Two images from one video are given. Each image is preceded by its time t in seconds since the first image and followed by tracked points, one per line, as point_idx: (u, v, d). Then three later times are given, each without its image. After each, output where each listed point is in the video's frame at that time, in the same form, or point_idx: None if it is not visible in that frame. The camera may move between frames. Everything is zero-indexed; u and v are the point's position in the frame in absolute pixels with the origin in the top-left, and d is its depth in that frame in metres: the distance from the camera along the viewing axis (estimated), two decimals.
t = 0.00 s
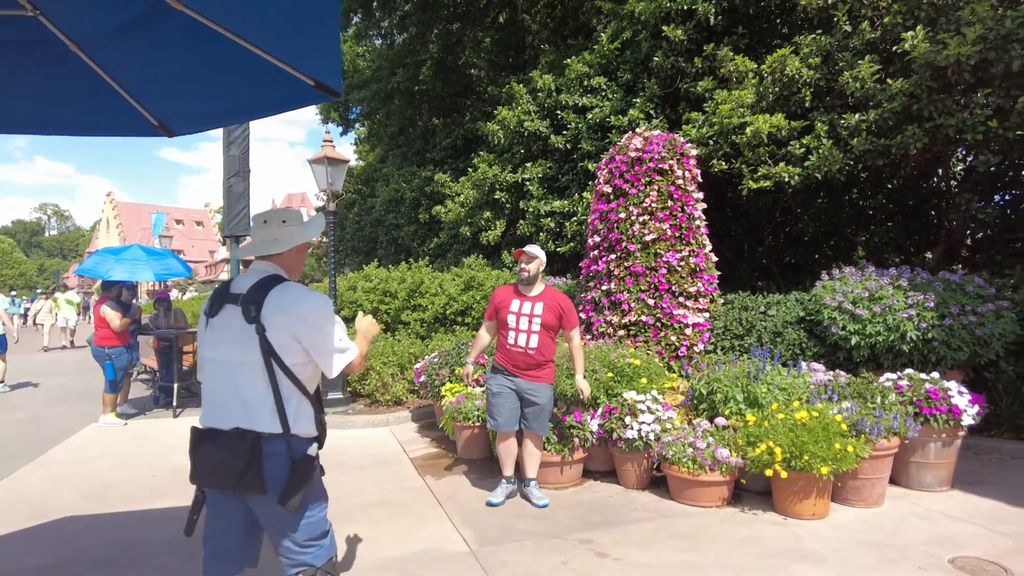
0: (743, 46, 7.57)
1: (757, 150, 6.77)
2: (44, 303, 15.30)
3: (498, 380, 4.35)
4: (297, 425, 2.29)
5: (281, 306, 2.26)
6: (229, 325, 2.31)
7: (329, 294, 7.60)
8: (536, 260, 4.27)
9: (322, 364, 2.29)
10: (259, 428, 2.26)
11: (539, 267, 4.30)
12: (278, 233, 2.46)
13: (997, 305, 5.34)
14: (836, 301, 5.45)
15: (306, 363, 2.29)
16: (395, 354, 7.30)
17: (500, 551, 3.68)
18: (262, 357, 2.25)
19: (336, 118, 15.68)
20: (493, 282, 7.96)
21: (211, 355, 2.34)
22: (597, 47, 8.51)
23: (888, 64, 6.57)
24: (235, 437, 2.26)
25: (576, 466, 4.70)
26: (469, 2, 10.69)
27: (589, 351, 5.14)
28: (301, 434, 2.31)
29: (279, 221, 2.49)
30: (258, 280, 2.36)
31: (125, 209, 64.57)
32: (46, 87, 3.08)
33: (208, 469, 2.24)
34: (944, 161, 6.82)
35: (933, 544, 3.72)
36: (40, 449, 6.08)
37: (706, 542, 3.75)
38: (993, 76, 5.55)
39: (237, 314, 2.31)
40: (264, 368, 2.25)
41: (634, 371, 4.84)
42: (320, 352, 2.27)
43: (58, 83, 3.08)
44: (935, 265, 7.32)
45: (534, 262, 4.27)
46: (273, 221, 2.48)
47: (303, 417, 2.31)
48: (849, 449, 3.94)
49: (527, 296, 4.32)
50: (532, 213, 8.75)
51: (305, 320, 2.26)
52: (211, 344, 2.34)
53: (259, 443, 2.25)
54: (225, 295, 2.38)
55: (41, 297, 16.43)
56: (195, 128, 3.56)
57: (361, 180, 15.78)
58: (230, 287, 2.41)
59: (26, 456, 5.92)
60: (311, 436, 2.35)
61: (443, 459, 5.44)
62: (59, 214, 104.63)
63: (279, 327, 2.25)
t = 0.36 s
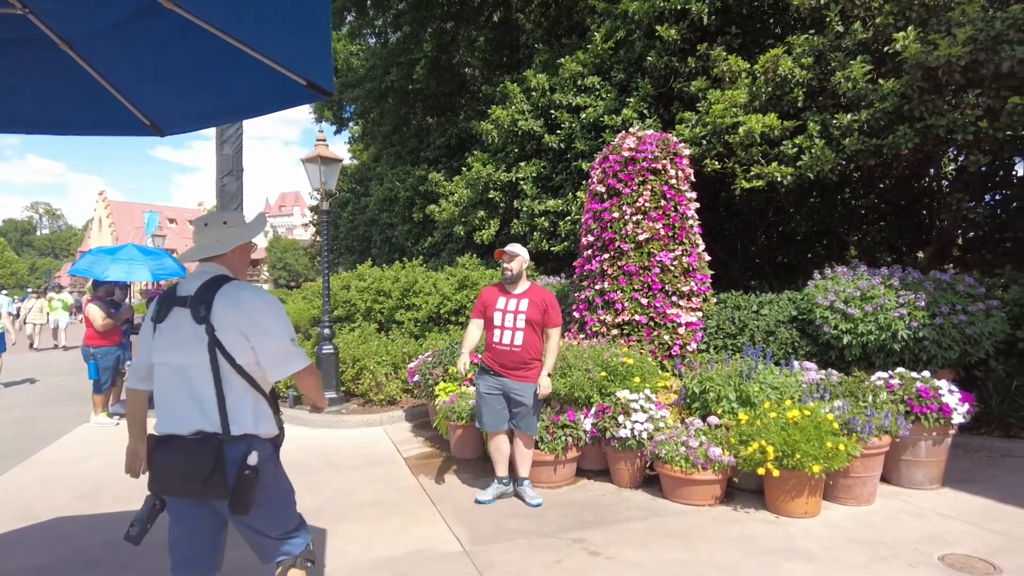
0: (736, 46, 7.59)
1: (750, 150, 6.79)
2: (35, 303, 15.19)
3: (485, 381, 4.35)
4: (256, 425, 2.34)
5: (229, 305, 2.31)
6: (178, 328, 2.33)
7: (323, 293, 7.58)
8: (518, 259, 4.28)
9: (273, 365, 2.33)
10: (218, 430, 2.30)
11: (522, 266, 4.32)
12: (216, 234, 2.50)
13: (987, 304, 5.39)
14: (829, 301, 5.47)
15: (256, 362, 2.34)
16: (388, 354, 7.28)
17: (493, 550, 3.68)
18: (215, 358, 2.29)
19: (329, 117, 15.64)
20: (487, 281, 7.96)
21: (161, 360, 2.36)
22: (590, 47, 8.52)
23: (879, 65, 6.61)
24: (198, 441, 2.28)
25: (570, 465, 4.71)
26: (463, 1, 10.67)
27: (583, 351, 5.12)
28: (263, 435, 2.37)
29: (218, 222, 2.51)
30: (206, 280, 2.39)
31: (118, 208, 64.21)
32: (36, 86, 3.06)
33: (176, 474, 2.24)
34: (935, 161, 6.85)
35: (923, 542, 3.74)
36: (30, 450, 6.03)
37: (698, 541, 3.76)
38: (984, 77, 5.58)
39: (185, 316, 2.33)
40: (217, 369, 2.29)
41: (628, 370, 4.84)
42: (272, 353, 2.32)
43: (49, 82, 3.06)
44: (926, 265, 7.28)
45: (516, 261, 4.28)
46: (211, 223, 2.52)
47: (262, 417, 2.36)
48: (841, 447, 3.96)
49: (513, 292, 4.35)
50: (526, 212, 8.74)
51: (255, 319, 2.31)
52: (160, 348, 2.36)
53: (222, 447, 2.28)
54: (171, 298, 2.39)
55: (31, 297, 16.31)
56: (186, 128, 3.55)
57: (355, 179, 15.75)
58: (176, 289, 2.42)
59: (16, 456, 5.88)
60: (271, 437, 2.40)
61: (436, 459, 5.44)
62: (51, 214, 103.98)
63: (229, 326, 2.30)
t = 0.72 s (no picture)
0: (730, 47, 7.62)
1: (744, 150, 6.82)
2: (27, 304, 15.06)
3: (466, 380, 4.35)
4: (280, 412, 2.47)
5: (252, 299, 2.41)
6: (197, 324, 2.34)
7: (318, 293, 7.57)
8: (494, 258, 4.30)
9: (302, 346, 2.48)
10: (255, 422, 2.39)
11: (500, 264, 4.34)
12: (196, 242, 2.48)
13: (978, 304, 5.43)
14: (822, 300, 5.49)
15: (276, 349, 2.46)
16: (383, 353, 7.27)
17: (487, 550, 3.68)
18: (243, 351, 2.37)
19: (324, 116, 15.61)
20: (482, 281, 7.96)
21: (174, 357, 2.33)
22: (585, 47, 8.53)
23: (872, 65, 6.64)
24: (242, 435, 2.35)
25: (564, 465, 4.72)
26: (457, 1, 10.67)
27: (576, 351, 5.10)
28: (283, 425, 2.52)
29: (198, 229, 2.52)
30: (218, 281, 2.42)
31: (111, 207, 63.89)
32: (28, 85, 3.05)
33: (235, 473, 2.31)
34: (928, 161, 6.88)
35: (915, 540, 3.77)
36: (22, 450, 5.99)
37: (692, 540, 3.78)
38: (975, 79, 5.62)
39: (204, 313, 2.35)
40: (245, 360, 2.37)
41: (622, 370, 4.86)
42: (300, 336, 2.47)
43: (42, 82, 3.05)
44: (919, 265, 7.33)
45: (493, 260, 4.30)
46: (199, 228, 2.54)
47: (284, 404, 2.52)
48: (833, 447, 3.99)
49: (490, 293, 4.37)
50: (521, 212, 8.74)
51: (278, 309, 2.44)
52: (175, 349, 2.33)
53: (263, 440, 2.39)
54: (182, 296, 2.38)
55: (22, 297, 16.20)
56: (178, 127, 3.54)
57: (350, 179, 15.72)
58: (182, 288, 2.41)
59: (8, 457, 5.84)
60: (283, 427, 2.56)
61: (430, 459, 5.44)
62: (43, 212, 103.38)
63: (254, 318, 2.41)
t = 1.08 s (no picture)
0: (726, 47, 7.65)
1: (739, 151, 6.84)
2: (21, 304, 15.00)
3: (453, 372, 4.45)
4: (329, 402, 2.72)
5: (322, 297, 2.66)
6: (282, 317, 2.47)
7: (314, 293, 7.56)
8: (476, 261, 4.32)
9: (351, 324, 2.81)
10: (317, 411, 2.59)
11: (484, 266, 4.33)
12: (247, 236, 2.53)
13: (972, 304, 5.46)
14: (817, 301, 5.51)
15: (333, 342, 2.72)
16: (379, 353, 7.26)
17: (483, 550, 3.69)
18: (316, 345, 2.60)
19: (320, 115, 15.59)
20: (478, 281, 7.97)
21: (256, 345, 2.40)
22: (582, 47, 8.55)
23: (867, 66, 6.67)
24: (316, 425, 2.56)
25: (561, 465, 4.72)
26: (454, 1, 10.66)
27: (573, 351, 5.11)
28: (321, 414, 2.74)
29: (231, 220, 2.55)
30: (293, 276, 2.58)
31: (106, 207, 63.65)
32: (24, 86, 3.04)
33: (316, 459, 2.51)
34: (922, 162, 6.91)
35: (910, 539, 3.79)
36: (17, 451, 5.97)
37: (688, 540, 3.79)
38: (968, 80, 5.64)
39: (288, 307, 2.49)
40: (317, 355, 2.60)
41: (618, 370, 4.87)
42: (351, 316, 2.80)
43: (37, 83, 3.04)
44: (913, 265, 7.39)
45: (478, 262, 4.28)
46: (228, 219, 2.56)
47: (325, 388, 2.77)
48: (828, 447, 4.01)
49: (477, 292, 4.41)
50: (517, 212, 8.74)
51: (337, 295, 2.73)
52: (259, 337, 2.41)
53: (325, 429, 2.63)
54: (267, 287, 2.45)
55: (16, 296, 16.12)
56: (175, 128, 3.53)
57: (346, 178, 15.70)
58: (261, 276, 2.47)
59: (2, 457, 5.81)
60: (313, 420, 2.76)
61: (427, 459, 5.44)
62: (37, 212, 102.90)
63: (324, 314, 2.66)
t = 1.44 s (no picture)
0: (723, 47, 7.66)
1: (737, 151, 6.84)
2: (19, 304, 14.97)
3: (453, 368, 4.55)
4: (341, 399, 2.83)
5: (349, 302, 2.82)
6: (332, 324, 2.59)
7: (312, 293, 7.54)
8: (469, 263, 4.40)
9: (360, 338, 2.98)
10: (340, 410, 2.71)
11: (481, 268, 4.39)
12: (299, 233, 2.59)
13: (969, 304, 5.48)
14: (814, 300, 5.52)
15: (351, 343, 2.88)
16: (378, 353, 7.25)
17: (482, 549, 3.69)
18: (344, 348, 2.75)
19: (318, 115, 15.58)
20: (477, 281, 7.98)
21: (309, 350, 2.49)
22: (580, 47, 8.55)
23: (865, 67, 6.69)
24: (339, 424, 2.62)
25: (559, 464, 4.73)
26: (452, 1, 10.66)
27: (571, 351, 5.11)
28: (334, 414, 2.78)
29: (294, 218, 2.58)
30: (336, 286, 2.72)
31: (102, 206, 63.52)
32: (23, 86, 3.05)
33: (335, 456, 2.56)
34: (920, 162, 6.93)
35: (907, 538, 3.80)
36: (14, 451, 5.95)
37: (686, 539, 3.79)
38: (965, 80, 5.65)
39: (336, 315, 2.62)
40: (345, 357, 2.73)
41: (617, 370, 4.87)
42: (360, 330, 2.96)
43: (37, 83, 3.05)
44: (911, 265, 7.40)
45: (474, 264, 4.37)
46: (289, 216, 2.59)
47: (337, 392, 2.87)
48: (826, 446, 4.02)
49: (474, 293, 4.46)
50: (516, 212, 8.75)
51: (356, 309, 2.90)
52: (314, 344, 2.50)
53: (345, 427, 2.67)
54: (324, 295, 2.57)
55: (14, 296, 16.08)
56: (174, 129, 3.53)
57: (344, 178, 15.69)
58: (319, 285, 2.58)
59: None
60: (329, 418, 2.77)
61: (425, 459, 5.44)
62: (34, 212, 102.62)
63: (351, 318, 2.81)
